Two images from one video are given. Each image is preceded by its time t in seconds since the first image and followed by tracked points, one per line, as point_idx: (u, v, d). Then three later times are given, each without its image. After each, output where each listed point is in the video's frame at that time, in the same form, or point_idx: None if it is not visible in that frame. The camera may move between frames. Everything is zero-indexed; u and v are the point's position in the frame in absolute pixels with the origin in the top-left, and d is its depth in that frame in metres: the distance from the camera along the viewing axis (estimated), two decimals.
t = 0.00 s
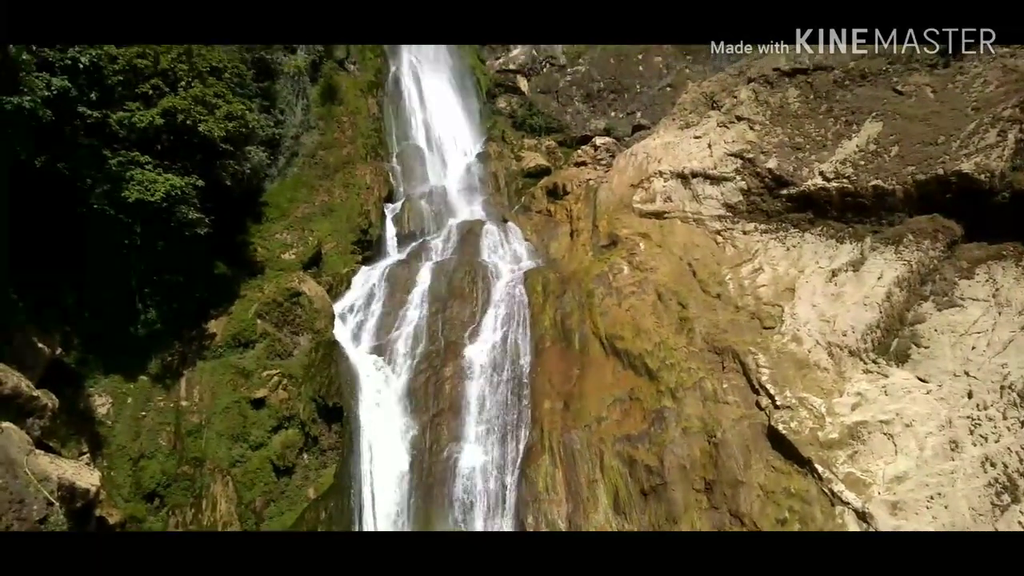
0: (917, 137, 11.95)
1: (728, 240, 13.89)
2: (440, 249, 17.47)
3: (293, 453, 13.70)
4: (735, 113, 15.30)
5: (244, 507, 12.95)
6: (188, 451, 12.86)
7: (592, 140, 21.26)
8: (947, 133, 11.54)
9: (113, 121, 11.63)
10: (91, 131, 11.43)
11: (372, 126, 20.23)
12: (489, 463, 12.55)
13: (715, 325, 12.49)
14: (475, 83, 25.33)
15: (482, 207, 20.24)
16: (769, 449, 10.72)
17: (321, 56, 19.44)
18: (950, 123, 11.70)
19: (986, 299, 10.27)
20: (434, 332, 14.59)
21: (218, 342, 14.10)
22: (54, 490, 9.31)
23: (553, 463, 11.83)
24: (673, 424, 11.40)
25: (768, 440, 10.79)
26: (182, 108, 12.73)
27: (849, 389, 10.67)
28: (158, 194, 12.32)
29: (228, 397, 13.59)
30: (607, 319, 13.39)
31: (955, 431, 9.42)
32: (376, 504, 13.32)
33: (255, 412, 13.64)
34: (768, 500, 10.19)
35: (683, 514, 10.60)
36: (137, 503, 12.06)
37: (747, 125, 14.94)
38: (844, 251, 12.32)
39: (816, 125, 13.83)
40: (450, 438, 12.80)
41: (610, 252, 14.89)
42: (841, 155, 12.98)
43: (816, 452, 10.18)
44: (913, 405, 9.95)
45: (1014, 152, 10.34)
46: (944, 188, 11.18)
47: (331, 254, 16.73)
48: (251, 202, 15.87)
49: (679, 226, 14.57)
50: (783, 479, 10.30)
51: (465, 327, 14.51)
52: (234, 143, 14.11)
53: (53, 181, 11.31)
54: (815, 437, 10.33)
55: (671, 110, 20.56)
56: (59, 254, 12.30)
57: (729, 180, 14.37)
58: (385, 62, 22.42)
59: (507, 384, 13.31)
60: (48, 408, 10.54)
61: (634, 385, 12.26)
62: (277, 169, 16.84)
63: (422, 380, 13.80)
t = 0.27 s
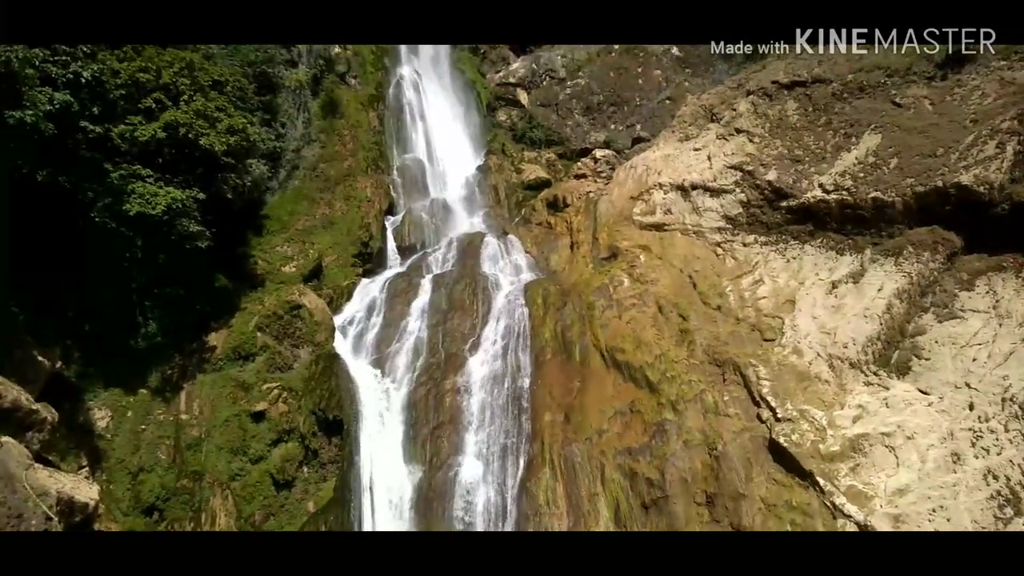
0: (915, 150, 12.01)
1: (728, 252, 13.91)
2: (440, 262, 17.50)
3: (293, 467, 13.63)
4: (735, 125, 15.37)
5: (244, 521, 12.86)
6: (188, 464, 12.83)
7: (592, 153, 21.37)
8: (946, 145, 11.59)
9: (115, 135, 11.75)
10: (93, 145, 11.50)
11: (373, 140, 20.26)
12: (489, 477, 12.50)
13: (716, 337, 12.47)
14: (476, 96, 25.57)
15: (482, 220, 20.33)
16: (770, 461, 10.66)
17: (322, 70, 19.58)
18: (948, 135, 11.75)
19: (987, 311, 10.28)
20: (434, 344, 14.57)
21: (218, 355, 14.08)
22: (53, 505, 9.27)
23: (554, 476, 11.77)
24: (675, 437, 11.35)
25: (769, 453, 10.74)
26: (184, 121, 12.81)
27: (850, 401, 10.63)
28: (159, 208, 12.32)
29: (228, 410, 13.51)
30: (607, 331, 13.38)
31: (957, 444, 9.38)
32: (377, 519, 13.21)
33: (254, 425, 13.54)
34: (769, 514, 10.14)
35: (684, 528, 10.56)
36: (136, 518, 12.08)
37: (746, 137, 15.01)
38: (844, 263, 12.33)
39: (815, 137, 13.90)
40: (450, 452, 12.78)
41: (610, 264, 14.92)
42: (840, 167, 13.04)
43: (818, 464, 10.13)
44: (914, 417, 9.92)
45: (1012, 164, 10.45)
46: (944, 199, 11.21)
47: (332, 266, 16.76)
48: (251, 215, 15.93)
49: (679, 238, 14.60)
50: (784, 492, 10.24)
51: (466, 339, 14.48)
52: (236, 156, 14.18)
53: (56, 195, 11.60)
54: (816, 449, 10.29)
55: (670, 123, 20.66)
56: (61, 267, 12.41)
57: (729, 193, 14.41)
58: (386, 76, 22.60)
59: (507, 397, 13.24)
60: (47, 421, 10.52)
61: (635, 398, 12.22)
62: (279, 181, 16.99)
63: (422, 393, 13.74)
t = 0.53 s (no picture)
0: (913, 157, 12.06)
1: (727, 260, 13.92)
2: (440, 271, 17.51)
3: (293, 477, 13.58)
4: (733, 134, 15.43)
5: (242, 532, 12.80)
6: (187, 475, 12.77)
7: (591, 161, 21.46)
8: (944, 153, 11.62)
9: (115, 146, 11.76)
10: (92, 156, 11.55)
11: (372, 149, 20.25)
12: (490, 487, 12.46)
13: (716, 345, 12.46)
14: (475, 106, 25.70)
15: (482, 229, 20.41)
16: (771, 470, 10.63)
17: (321, 81, 19.68)
18: (946, 142, 11.80)
19: (987, 318, 10.28)
20: (434, 354, 14.57)
21: (217, 365, 14.07)
22: (51, 517, 9.25)
23: (554, 485, 11.81)
24: (675, 445, 11.31)
25: (770, 461, 10.71)
26: (183, 132, 12.81)
27: (851, 409, 10.60)
28: (159, 218, 12.33)
29: (227, 420, 13.44)
30: (607, 339, 13.37)
31: (959, 451, 9.36)
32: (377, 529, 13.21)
33: (253, 436, 13.47)
34: (771, 523, 10.11)
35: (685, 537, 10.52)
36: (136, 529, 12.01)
37: (745, 146, 15.07)
38: (844, 271, 12.34)
39: (813, 146, 13.96)
40: (450, 461, 12.74)
41: (610, 272, 14.94)
42: (839, 175, 13.08)
43: (819, 473, 10.09)
44: (915, 425, 9.89)
45: (1010, 171, 10.49)
46: (942, 207, 11.25)
47: (331, 276, 16.76)
48: (251, 225, 15.98)
49: (678, 247, 14.62)
50: (785, 501, 10.21)
51: (466, 348, 14.48)
52: (235, 166, 14.21)
53: (56, 207, 11.58)
54: (817, 457, 10.26)
55: (668, 132, 20.74)
56: (61, 277, 12.40)
57: (729, 201, 14.45)
58: (385, 86, 22.72)
59: (507, 406, 13.25)
60: (46, 432, 10.50)
61: (635, 406, 12.20)
62: (278, 191, 17.09)
63: (422, 403, 13.71)
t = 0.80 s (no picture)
0: (914, 167, 12.10)
1: (728, 269, 13.92)
2: (441, 279, 17.52)
3: (293, 486, 13.55)
4: (734, 143, 15.47)
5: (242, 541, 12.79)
6: (187, 484, 12.72)
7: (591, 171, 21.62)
8: (945, 162, 11.66)
9: (117, 155, 11.79)
10: (94, 165, 11.59)
11: (374, 158, 20.33)
12: (490, 496, 12.47)
13: (716, 354, 12.45)
14: (476, 115, 25.79)
15: (482, 238, 20.49)
16: (773, 479, 10.58)
17: (322, 90, 19.78)
18: (946, 151, 11.84)
19: (988, 327, 10.31)
20: (435, 362, 14.58)
21: (218, 373, 14.03)
22: (51, 526, 9.24)
23: (555, 495, 11.75)
24: (677, 455, 11.28)
25: (772, 471, 10.65)
26: (185, 141, 12.79)
27: (853, 419, 10.57)
28: (160, 227, 12.38)
29: (228, 429, 13.40)
30: (608, 348, 13.37)
31: (961, 460, 9.34)
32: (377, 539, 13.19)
33: (254, 444, 13.46)
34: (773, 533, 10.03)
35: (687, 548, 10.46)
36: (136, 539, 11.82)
37: (745, 155, 15.11)
38: (845, 280, 12.34)
39: (814, 155, 14.00)
40: (450, 470, 12.75)
41: (611, 281, 14.95)
42: (839, 184, 13.12)
43: (821, 482, 10.04)
44: (917, 435, 9.86)
45: (1010, 180, 10.56)
46: (943, 216, 11.28)
47: (332, 284, 16.74)
48: (253, 233, 16.04)
49: (679, 255, 14.62)
50: (787, 510, 10.14)
51: (466, 357, 14.47)
52: (236, 175, 14.26)
53: (58, 216, 11.75)
54: (819, 467, 10.22)
55: (669, 141, 20.84)
56: (62, 286, 12.38)
57: (729, 210, 14.48)
58: (386, 96, 22.82)
59: (507, 414, 13.27)
60: (46, 441, 10.49)
61: (636, 415, 12.18)
62: (279, 201, 17.04)
63: (423, 411, 13.71)
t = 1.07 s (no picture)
0: (914, 179, 12.13)
1: (728, 280, 13.93)
2: (441, 290, 17.55)
3: (292, 498, 13.24)
4: (734, 154, 15.52)
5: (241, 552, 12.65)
6: (185, 496, 12.53)
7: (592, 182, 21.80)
8: (944, 174, 11.69)
9: (119, 166, 11.90)
10: (96, 176, 11.66)
11: (375, 169, 20.38)
12: (489, 508, 12.66)
13: (717, 366, 12.43)
14: (478, 125, 25.82)
15: (483, 249, 20.57)
16: (774, 492, 10.54)
17: (324, 102, 19.87)
18: (946, 164, 11.89)
19: (989, 340, 10.32)
20: (435, 374, 14.55)
21: (218, 385, 13.94)
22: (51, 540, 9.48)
23: (555, 507, 11.73)
24: (678, 467, 11.24)
25: (774, 483, 10.61)
26: (187, 152, 12.86)
27: (854, 431, 10.53)
28: (161, 237, 12.44)
29: (227, 440, 13.20)
30: (609, 360, 13.36)
31: (963, 473, 9.32)
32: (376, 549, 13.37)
33: (254, 455, 13.18)
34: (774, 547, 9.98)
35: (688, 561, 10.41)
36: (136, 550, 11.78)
37: (745, 167, 15.15)
38: (845, 292, 12.35)
39: (814, 167, 14.06)
40: (450, 482, 12.81)
41: (611, 292, 14.97)
42: (839, 196, 13.15)
43: (822, 495, 10.00)
44: (919, 447, 9.82)
45: (1010, 193, 10.59)
46: (943, 228, 11.32)
47: (333, 295, 16.72)
48: (254, 244, 16.06)
49: (680, 267, 14.63)
50: (788, 523, 10.11)
51: (467, 368, 14.47)
52: (237, 185, 14.25)
53: (60, 228, 11.76)
54: (820, 480, 10.17)
55: (669, 152, 20.93)
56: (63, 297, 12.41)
57: (729, 222, 14.50)
58: (387, 107, 22.93)
59: (507, 427, 13.29)
60: (46, 452, 10.45)
61: (636, 427, 12.16)
62: (280, 212, 17.10)
63: (423, 423, 13.68)
